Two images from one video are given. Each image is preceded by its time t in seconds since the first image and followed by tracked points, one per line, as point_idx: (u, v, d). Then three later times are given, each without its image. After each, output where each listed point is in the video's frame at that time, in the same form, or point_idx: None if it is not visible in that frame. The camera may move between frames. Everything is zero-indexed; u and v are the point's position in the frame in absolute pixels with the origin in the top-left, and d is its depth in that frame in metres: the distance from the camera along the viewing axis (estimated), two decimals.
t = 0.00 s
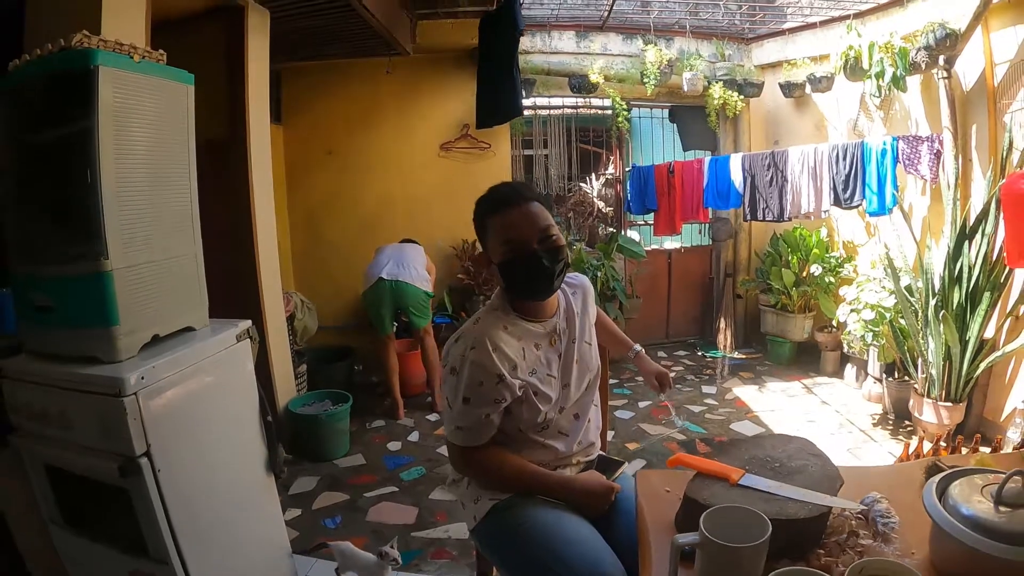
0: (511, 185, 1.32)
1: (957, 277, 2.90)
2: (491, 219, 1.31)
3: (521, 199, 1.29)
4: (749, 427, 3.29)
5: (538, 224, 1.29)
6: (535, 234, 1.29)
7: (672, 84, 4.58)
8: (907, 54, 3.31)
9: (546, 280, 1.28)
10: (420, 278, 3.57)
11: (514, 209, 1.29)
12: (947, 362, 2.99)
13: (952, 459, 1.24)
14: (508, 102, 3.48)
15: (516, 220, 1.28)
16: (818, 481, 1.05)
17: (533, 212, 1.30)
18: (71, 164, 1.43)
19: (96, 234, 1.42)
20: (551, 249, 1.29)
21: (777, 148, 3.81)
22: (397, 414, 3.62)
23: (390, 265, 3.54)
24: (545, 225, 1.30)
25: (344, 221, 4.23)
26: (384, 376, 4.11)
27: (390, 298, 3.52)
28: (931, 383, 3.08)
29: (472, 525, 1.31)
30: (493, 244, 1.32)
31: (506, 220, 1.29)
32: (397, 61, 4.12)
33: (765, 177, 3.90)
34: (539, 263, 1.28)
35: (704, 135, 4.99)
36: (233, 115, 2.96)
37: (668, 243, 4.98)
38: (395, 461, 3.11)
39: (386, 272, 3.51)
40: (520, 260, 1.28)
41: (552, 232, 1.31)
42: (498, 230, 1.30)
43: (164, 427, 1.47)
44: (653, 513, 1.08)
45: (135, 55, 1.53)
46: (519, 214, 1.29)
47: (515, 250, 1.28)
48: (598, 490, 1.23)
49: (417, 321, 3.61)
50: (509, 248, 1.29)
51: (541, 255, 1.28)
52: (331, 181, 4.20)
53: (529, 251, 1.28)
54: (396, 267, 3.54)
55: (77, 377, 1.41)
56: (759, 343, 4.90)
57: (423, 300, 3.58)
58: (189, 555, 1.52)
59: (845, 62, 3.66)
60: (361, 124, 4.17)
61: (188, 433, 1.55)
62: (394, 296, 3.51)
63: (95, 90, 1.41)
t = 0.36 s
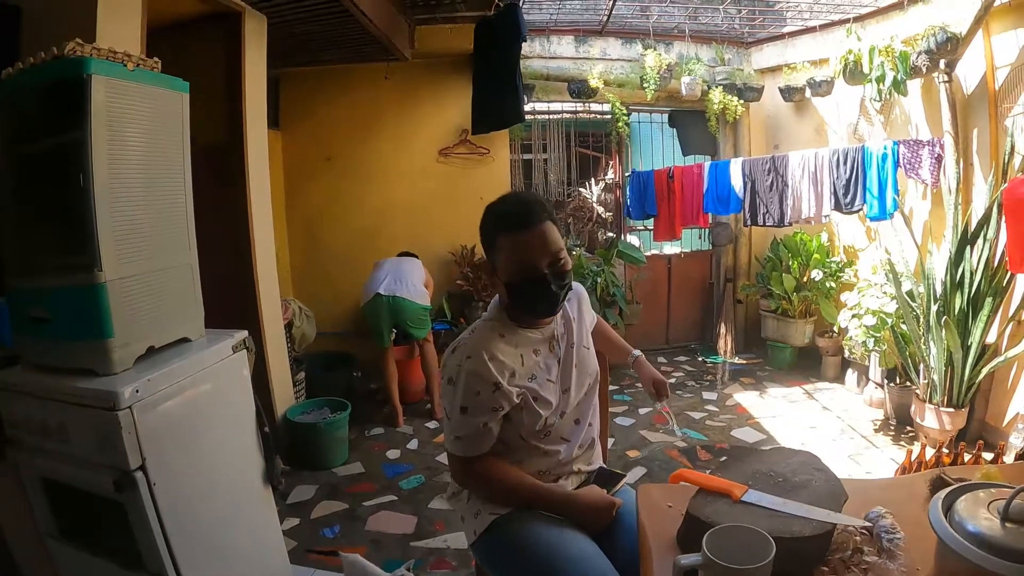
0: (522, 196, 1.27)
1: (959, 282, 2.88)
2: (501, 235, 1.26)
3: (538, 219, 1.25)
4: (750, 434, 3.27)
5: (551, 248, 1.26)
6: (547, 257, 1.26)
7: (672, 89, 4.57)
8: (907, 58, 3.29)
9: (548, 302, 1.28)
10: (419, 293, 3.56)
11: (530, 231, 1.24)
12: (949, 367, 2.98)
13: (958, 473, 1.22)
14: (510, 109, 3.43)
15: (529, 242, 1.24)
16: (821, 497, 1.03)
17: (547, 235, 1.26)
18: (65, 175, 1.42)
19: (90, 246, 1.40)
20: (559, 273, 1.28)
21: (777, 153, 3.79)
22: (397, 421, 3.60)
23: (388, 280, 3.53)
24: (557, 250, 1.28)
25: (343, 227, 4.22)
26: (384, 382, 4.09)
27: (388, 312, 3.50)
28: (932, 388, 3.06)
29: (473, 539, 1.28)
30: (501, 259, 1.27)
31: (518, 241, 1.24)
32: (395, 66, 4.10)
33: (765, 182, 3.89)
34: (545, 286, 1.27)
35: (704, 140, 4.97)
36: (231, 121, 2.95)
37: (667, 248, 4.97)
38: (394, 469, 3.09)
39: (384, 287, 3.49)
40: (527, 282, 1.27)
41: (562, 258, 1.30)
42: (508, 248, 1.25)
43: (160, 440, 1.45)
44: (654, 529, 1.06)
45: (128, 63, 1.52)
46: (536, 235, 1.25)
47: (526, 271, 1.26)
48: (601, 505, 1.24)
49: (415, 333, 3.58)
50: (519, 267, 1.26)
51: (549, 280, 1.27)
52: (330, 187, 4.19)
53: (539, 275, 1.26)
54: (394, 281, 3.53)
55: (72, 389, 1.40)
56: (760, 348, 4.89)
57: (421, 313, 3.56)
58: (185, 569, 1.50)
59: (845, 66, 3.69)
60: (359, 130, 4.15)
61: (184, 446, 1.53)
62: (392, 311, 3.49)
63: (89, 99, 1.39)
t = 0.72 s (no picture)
0: (526, 192, 1.33)
1: (954, 280, 2.91)
2: (499, 222, 1.33)
3: (538, 209, 1.31)
4: (747, 433, 3.29)
5: (546, 235, 1.30)
6: (541, 244, 1.29)
7: (667, 93, 4.61)
8: (900, 59, 3.33)
9: (539, 289, 1.31)
10: (422, 296, 3.60)
11: (528, 217, 1.29)
12: (945, 365, 3.00)
13: (949, 461, 1.24)
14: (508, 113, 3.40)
15: (525, 227, 1.29)
16: (814, 482, 1.05)
17: (545, 223, 1.30)
18: (70, 173, 1.44)
19: (96, 244, 1.43)
20: (552, 260, 1.30)
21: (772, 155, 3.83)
22: (396, 423, 3.62)
23: (392, 282, 3.54)
24: (553, 239, 1.31)
25: (342, 231, 4.25)
26: (383, 385, 4.11)
27: (392, 316, 3.52)
28: (928, 386, 3.08)
29: (472, 531, 1.30)
30: (499, 246, 1.32)
31: (515, 227, 1.29)
32: (394, 72, 4.14)
33: (760, 184, 3.92)
34: (538, 272, 1.30)
35: (701, 144, 5.00)
36: (231, 124, 2.98)
37: (665, 251, 5.01)
38: (394, 470, 3.10)
39: (387, 289, 3.51)
40: (521, 268, 1.30)
41: (558, 245, 1.32)
42: (507, 234, 1.30)
43: (164, 435, 1.47)
44: (651, 516, 1.08)
45: (134, 66, 1.55)
46: (535, 222, 1.30)
47: (520, 254, 1.29)
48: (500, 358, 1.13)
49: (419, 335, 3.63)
50: (514, 251, 1.30)
51: (541, 265, 1.29)
52: (329, 191, 4.22)
53: (533, 259, 1.29)
54: (396, 283, 3.55)
55: (78, 384, 1.42)
56: (757, 349, 4.91)
57: (423, 315, 3.60)
58: (188, 563, 1.52)
59: (839, 69, 3.73)
60: (359, 134, 4.19)
61: (187, 441, 1.55)
62: (396, 314, 3.52)
63: (95, 101, 1.42)
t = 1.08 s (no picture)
0: (531, 207, 1.37)
1: (948, 288, 2.96)
2: (504, 235, 1.37)
3: (541, 223, 1.35)
4: (746, 441, 3.32)
5: (549, 248, 1.34)
6: (544, 256, 1.33)
7: (664, 104, 4.68)
8: (894, 69, 3.40)
9: (541, 301, 1.35)
10: (423, 294, 3.62)
11: (531, 230, 1.34)
12: (940, 371, 3.04)
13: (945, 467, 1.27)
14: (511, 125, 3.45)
15: (529, 240, 1.33)
16: (813, 489, 1.08)
17: (547, 237, 1.34)
18: (81, 189, 1.47)
19: (107, 258, 1.45)
20: (556, 274, 1.34)
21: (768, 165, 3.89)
22: (397, 433, 3.63)
23: (394, 281, 3.57)
24: (556, 252, 1.35)
25: (343, 241, 4.28)
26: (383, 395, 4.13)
27: (393, 314, 3.55)
28: (924, 392, 3.12)
29: (481, 540, 1.33)
30: (502, 257, 1.36)
31: (518, 239, 1.34)
32: (393, 83, 4.19)
33: (756, 193, 3.97)
34: (540, 284, 1.33)
35: (697, 154, 5.05)
36: (233, 137, 3.01)
37: (662, 260, 5.05)
38: (396, 479, 3.12)
39: (389, 287, 3.53)
40: (523, 279, 1.34)
41: (561, 260, 1.36)
42: (511, 246, 1.34)
43: (175, 448, 1.50)
44: (657, 523, 1.11)
45: (144, 82, 1.59)
46: (536, 235, 1.34)
47: (522, 266, 1.33)
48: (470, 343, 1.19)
49: (420, 339, 3.63)
50: (517, 263, 1.34)
51: (544, 277, 1.33)
52: (329, 202, 4.25)
53: (534, 271, 1.33)
54: (398, 282, 3.58)
55: (90, 399, 1.44)
56: (755, 357, 4.95)
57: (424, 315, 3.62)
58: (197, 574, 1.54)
59: (834, 79, 3.78)
60: (358, 145, 4.23)
61: (197, 453, 1.58)
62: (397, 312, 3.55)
63: (106, 117, 1.45)
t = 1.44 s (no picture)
0: (527, 217, 1.40)
1: (941, 292, 2.99)
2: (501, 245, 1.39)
3: (536, 233, 1.38)
4: (743, 445, 3.34)
5: (546, 256, 1.36)
6: (542, 264, 1.36)
7: (659, 111, 4.71)
8: (886, 76, 3.44)
9: (540, 310, 1.36)
10: (418, 301, 3.63)
11: (528, 239, 1.37)
12: (935, 375, 3.07)
13: (938, 469, 1.30)
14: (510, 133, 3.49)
15: (526, 248, 1.36)
16: (811, 492, 1.11)
17: (543, 245, 1.37)
18: (86, 202, 1.48)
19: (112, 271, 1.47)
20: (553, 281, 1.36)
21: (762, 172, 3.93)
22: (396, 441, 3.64)
23: (389, 288, 3.59)
24: (552, 260, 1.37)
25: (340, 250, 4.29)
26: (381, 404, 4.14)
27: (390, 320, 3.55)
28: (919, 395, 3.15)
29: (484, 548, 1.34)
30: (501, 267, 1.38)
31: (516, 249, 1.36)
32: (389, 93, 4.21)
33: (751, 200, 4.02)
34: (538, 292, 1.35)
35: (692, 161, 5.09)
36: (232, 147, 3.03)
37: (658, 267, 5.08)
38: (396, 487, 3.12)
39: (386, 295, 3.55)
40: (522, 289, 1.36)
41: (557, 265, 1.38)
42: (509, 255, 1.36)
43: (179, 459, 1.51)
44: (658, 528, 1.13)
45: (146, 95, 1.61)
46: (532, 244, 1.36)
47: (520, 274, 1.35)
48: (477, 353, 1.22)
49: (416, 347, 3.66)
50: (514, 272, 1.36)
51: (542, 286, 1.35)
52: (327, 211, 4.26)
53: (532, 279, 1.35)
54: (395, 289, 3.59)
55: (96, 411, 1.46)
56: (750, 362, 4.98)
57: (421, 322, 3.63)
58: None
59: (827, 86, 3.84)
60: (355, 154, 4.25)
61: (201, 463, 1.59)
62: (394, 319, 3.55)
63: (110, 132, 1.47)
